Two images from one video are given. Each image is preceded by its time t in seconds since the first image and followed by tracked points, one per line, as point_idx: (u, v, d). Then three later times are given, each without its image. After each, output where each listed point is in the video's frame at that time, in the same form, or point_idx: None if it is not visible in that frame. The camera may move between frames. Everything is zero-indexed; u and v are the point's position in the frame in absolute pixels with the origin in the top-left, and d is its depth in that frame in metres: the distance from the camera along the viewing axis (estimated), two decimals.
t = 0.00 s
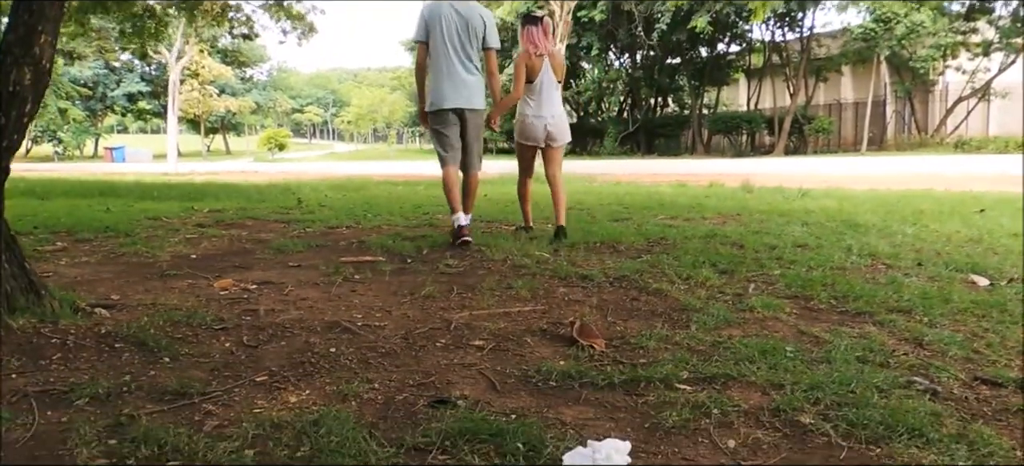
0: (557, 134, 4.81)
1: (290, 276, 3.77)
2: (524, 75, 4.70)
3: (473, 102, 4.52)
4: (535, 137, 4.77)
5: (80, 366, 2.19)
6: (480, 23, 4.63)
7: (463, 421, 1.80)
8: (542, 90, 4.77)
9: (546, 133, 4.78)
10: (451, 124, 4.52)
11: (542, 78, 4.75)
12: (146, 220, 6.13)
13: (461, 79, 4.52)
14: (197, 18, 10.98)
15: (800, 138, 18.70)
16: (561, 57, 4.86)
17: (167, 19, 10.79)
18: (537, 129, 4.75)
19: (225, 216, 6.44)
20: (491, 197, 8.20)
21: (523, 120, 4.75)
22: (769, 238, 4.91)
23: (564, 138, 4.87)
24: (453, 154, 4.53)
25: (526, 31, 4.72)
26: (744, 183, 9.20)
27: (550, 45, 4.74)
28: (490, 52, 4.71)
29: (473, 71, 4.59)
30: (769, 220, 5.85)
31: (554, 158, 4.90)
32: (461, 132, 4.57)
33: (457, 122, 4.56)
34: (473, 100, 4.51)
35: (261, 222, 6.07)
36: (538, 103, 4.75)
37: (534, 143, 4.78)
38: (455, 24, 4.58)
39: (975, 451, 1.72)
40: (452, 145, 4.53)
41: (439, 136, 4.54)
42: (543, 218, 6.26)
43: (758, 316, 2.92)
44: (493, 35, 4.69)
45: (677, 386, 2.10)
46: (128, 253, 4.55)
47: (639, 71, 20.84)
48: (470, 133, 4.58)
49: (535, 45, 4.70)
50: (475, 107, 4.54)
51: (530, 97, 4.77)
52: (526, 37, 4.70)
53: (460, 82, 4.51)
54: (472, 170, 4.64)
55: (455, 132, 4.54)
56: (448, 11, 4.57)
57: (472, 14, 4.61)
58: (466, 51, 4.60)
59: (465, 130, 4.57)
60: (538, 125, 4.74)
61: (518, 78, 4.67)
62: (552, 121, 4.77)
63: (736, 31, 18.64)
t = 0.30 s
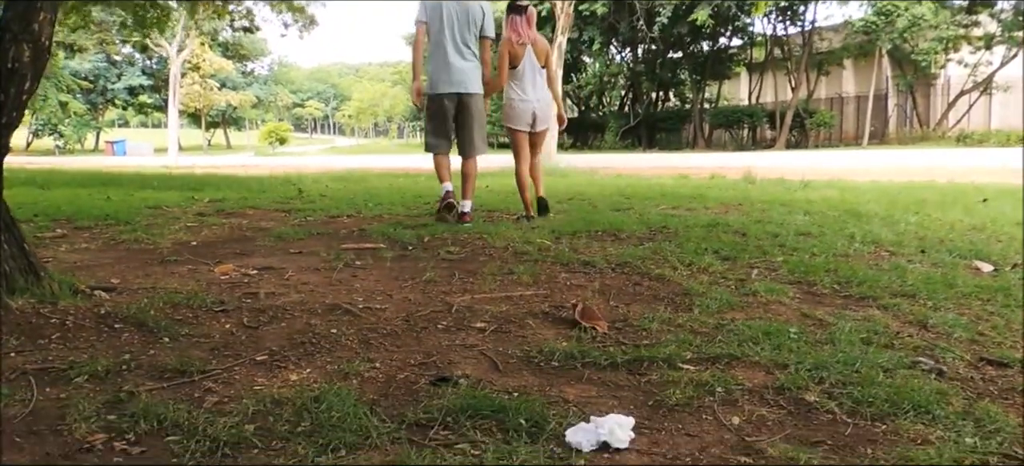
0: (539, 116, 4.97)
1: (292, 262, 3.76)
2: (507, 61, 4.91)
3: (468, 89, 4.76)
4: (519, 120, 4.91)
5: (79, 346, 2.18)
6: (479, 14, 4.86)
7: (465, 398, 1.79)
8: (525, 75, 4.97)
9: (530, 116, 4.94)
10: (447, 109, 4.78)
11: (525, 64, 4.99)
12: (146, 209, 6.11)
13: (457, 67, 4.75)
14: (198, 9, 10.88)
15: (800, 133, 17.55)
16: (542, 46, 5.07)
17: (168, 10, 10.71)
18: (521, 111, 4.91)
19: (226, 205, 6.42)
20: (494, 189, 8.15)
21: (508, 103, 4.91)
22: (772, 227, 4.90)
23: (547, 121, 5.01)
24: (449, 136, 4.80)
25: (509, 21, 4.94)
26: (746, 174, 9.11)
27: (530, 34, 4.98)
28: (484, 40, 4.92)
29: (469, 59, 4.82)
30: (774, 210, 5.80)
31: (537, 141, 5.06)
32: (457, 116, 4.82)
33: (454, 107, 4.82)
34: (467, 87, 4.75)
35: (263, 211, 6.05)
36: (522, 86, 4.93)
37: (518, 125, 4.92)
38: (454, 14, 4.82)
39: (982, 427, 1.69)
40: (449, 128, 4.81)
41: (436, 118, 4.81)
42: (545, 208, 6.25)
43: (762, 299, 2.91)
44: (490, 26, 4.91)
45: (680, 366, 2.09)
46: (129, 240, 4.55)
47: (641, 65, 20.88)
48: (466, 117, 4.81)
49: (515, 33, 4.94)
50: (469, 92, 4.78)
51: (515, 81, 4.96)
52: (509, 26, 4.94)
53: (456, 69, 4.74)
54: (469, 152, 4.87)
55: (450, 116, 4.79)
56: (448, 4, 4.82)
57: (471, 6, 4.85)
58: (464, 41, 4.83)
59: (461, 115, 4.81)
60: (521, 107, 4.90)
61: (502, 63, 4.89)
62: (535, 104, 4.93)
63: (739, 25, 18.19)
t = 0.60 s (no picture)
0: (526, 112, 5.11)
1: (292, 251, 3.74)
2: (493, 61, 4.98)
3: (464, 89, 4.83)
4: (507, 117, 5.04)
5: (78, 330, 2.17)
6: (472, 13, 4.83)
7: (467, 379, 1.78)
8: (511, 73, 5.06)
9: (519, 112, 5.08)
10: (441, 106, 4.86)
11: (511, 63, 5.06)
12: (145, 201, 6.09)
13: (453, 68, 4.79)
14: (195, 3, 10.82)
15: (799, 127, 17.53)
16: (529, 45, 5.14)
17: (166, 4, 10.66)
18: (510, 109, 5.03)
19: (226, 197, 6.40)
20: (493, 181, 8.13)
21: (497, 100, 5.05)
22: (773, 217, 4.88)
23: (533, 117, 5.17)
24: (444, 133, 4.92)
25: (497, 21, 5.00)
26: (746, 167, 9.06)
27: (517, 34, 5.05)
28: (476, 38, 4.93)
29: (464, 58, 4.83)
30: (774, 200, 5.78)
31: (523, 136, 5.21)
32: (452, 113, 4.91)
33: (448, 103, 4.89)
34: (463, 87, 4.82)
35: (262, 202, 6.04)
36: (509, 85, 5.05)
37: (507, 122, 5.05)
38: (448, 15, 4.80)
39: (986, 408, 1.69)
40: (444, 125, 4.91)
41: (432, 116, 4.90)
42: (545, 199, 6.24)
43: (764, 286, 2.90)
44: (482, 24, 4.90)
45: (682, 349, 2.08)
46: (129, 230, 4.54)
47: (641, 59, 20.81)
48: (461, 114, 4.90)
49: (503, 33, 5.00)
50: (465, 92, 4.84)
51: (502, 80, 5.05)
52: (497, 26, 4.99)
53: (452, 70, 4.79)
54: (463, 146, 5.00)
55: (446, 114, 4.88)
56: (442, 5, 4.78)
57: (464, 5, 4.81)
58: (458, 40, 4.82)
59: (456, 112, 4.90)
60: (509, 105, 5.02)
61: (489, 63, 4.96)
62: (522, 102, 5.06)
63: (737, 18, 17.95)
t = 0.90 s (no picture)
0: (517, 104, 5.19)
1: (294, 241, 3.74)
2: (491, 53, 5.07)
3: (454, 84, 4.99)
4: (498, 107, 5.14)
5: (82, 314, 2.17)
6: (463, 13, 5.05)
7: (470, 365, 1.78)
8: (507, 67, 5.16)
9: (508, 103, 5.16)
10: (432, 100, 4.97)
11: (507, 57, 5.16)
12: (147, 192, 6.08)
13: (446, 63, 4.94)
14: None
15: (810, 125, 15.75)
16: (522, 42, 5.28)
17: None
18: (505, 100, 5.13)
19: (228, 189, 6.38)
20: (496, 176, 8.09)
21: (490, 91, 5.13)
22: (777, 212, 4.85)
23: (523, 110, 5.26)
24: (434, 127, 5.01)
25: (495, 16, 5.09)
26: (748, 165, 8.99)
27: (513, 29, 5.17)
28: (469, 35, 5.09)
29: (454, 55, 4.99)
30: (777, 197, 5.73)
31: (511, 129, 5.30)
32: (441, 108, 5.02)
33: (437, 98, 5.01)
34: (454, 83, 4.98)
35: (266, 194, 6.03)
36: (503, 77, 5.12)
37: (497, 113, 5.15)
38: (442, 13, 4.98)
39: (992, 397, 1.68)
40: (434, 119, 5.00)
41: (423, 109, 4.99)
42: (548, 194, 6.23)
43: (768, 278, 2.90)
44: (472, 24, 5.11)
45: (685, 339, 2.08)
46: (133, 220, 4.54)
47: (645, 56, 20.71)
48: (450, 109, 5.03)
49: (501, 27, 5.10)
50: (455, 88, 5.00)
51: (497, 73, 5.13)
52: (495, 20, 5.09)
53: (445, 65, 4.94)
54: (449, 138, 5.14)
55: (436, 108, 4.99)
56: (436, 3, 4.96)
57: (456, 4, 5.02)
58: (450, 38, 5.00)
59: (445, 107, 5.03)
60: (502, 96, 5.12)
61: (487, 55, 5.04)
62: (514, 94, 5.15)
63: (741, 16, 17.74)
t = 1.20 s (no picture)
0: (510, 109, 5.19)
1: (297, 240, 3.74)
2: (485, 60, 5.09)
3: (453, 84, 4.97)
4: (489, 112, 5.17)
5: (86, 307, 2.18)
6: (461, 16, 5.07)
7: (472, 360, 1.78)
8: (501, 73, 5.17)
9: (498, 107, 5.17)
10: (433, 100, 4.93)
11: (502, 63, 5.17)
12: (150, 191, 6.09)
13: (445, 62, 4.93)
14: None
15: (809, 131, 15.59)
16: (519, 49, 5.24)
17: None
18: (494, 104, 5.15)
19: (232, 189, 6.38)
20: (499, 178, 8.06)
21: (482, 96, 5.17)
22: (781, 216, 4.82)
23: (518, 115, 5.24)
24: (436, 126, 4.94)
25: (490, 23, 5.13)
26: (752, 170, 8.95)
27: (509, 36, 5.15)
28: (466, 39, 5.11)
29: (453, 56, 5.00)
30: (781, 201, 5.70)
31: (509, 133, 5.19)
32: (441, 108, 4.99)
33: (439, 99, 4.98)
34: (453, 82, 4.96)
35: (270, 194, 6.03)
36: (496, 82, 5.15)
37: (488, 117, 5.18)
38: (438, 16, 5.02)
39: (997, 396, 1.67)
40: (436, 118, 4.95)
41: (424, 110, 4.95)
42: (550, 196, 6.21)
43: (771, 280, 2.89)
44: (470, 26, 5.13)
45: (688, 338, 2.07)
46: (137, 218, 4.55)
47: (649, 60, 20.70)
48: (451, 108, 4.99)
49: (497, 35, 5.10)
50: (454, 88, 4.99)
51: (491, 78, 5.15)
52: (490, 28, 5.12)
53: (444, 64, 4.92)
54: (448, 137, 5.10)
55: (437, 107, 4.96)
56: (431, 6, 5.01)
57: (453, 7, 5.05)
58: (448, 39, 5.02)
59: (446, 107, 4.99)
60: (492, 101, 5.15)
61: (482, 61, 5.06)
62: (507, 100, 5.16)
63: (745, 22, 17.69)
